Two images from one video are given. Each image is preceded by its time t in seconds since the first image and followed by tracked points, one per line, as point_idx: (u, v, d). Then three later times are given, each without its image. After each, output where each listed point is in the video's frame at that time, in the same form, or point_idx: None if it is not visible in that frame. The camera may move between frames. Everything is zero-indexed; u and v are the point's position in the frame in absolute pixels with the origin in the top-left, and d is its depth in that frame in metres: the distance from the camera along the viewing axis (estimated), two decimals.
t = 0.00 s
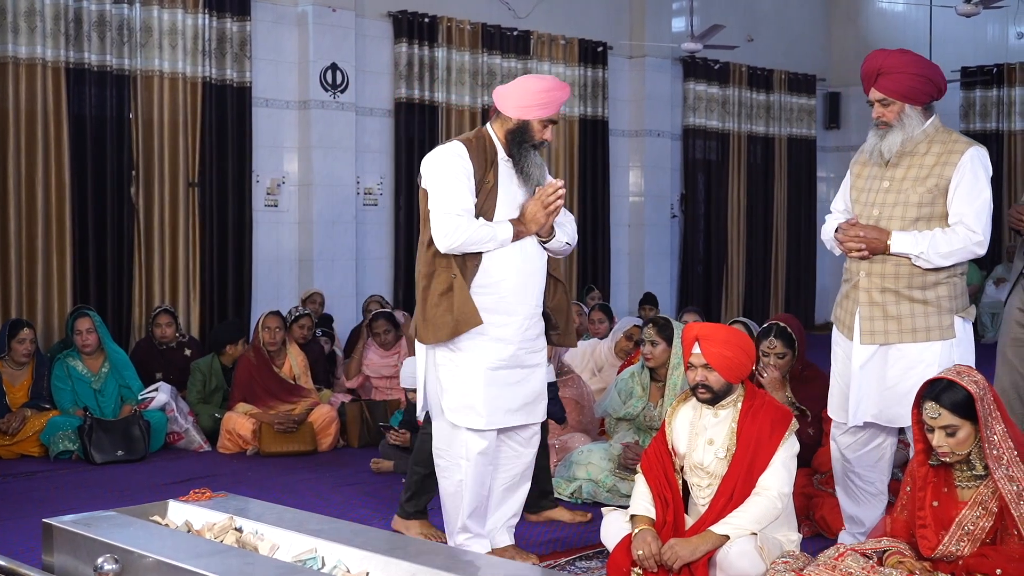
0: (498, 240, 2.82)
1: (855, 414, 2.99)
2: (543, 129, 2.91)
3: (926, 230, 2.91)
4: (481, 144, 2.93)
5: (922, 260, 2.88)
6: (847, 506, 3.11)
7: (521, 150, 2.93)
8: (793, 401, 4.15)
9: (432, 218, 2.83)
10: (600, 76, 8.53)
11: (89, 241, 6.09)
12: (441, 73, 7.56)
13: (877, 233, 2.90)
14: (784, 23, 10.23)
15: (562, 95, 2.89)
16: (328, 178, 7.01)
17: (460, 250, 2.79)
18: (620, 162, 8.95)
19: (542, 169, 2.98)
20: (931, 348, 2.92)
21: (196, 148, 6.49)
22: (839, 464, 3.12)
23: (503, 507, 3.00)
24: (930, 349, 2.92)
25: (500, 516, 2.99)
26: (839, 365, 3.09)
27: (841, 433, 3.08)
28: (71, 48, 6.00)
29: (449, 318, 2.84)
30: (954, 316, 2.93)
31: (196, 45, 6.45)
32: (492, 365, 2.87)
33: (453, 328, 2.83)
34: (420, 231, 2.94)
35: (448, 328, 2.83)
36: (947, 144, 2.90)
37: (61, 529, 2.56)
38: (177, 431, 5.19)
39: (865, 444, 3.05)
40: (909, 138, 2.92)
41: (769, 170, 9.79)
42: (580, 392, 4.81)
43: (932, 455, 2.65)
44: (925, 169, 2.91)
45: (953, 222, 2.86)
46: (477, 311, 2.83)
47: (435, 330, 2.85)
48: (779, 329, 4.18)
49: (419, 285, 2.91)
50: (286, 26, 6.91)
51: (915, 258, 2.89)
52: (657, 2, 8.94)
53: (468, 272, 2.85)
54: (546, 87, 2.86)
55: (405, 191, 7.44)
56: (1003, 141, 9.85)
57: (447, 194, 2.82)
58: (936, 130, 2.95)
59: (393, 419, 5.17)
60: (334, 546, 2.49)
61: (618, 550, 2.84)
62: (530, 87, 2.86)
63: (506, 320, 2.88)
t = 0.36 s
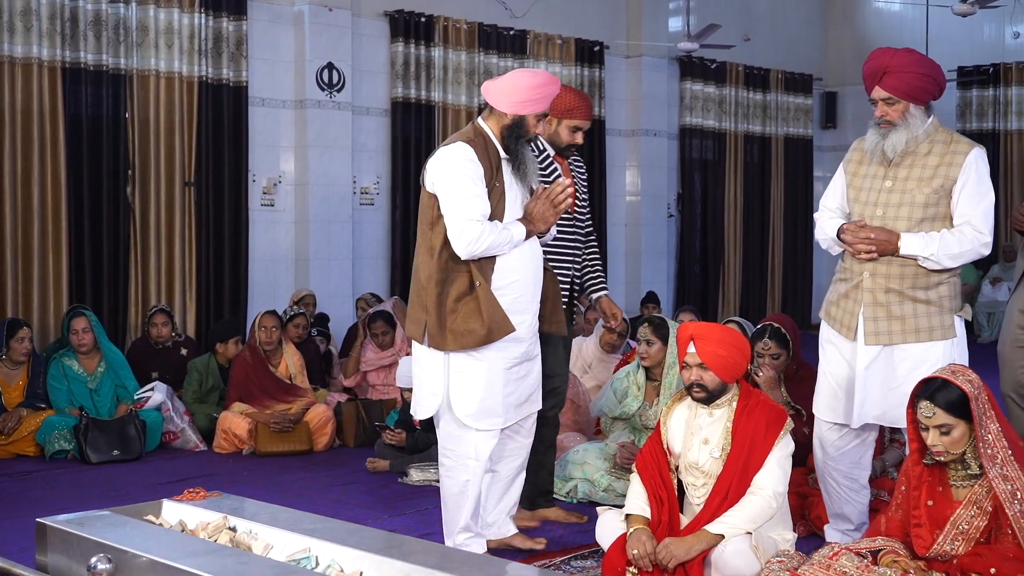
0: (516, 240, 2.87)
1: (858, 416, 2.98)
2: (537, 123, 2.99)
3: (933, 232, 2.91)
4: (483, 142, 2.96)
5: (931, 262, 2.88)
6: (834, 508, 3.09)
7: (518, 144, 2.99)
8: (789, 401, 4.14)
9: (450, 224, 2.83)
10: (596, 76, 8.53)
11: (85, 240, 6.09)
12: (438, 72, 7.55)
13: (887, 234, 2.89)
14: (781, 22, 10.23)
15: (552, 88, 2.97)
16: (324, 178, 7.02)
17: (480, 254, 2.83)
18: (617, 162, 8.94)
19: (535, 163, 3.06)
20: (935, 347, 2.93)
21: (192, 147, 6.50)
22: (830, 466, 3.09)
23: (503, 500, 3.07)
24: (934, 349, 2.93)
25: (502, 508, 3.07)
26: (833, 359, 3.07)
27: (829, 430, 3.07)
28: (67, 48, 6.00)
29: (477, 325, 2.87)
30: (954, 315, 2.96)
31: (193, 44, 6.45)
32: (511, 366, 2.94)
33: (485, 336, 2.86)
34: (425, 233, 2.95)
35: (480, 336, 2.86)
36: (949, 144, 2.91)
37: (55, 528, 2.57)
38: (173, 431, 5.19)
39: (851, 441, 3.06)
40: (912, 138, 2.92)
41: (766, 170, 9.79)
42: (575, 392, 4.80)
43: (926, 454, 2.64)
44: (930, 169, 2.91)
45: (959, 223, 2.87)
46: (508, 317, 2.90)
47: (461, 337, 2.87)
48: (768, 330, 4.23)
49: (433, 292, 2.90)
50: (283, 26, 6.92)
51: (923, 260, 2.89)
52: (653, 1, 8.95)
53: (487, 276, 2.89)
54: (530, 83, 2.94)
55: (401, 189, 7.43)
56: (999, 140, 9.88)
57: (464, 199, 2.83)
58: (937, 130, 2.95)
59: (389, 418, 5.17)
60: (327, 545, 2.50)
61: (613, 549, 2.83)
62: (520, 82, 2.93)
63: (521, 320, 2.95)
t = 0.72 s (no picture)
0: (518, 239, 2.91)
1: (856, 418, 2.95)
2: (537, 125, 3.03)
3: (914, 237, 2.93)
4: (485, 142, 2.98)
5: (921, 267, 2.90)
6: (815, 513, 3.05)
7: (516, 145, 3.03)
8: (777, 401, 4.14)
9: (454, 222, 2.85)
10: (587, 76, 8.52)
11: (75, 241, 6.08)
12: (428, 73, 7.54)
13: (882, 253, 2.87)
14: (772, 22, 10.25)
15: (551, 91, 2.99)
16: (314, 178, 7.02)
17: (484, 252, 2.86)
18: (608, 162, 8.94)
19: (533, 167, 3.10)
20: (919, 342, 2.95)
21: (183, 148, 6.50)
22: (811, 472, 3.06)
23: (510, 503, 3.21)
24: (919, 344, 2.95)
25: (512, 510, 3.22)
26: (818, 361, 3.02)
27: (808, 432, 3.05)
28: (57, 48, 5.99)
29: (482, 323, 2.90)
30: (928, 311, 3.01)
31: (183, 44, 6.44)
32: (512, 365, 2.98)
33: (490, 333, 2.89)
34: (425, 233, 2.97)
35: (485, 332, 2.89)
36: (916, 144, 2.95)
37: (42, 529, 2.56)
38: (162, 432, 5.18)
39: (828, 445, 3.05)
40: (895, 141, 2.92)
41: (756, 170, 9.81)
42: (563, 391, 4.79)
43: (915, 454, 2.65)
44: (902, 169, 2.93)
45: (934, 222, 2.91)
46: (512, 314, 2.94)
47: (465, 335, 2.90)
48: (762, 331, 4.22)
49: (437, 291, 2.92)
50: (273, 26, 6.92)
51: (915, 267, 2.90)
52: (643, 2, 8.96)
53: (490, 274, 2.94)
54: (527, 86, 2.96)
55: (392, 189, 7.43)
56: (988, 142, 9.93)
57: (469, 198, 2.85)
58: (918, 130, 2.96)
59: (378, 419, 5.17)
60: (315, 546, 2.50)
61: (603, 549, 2.83)
62: (519, 84, 2.95)
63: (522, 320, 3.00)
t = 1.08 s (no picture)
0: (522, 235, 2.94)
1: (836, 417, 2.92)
2: (540, 129, 3.05)
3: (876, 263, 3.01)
4: (491, 142, 3.01)
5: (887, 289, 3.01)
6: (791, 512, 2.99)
7: (521, 147, 3.04)
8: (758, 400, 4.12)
9: (459, 215, 2.87)
10: (572, 77, 8.52)
11: (59, 241, 6.06)
12: (414, 73, 7.54)
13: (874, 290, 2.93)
14: (756, 23, 10.29)
15: (558, 97, 3.02)
16: (299, 178, 7.02)
17: (489, 246, 2.88)
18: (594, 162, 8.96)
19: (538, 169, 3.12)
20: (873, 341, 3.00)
21: (167, 147, 6.48)
22: (786, 471, 2.98)
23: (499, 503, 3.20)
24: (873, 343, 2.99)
25: (498, 513, 3.22)
26: (785, 365, 2.96)
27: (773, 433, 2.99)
28: (40, 47, 5.96)
29: (486, 315, 2.91)
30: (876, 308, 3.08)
31: (167, 44, 6.42)
32: (515, 361, 2.99)
33: (495, 326, 2.90)
34: (430, 230, 2.98)
35: (489, 325, 2.90)
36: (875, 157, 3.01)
37: (23, 530, 2.56)
38: (146, 433, 5.17)
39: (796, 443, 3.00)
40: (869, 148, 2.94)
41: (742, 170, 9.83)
42: (548, 391, 4.78)
43: (897, 453, 2.65)
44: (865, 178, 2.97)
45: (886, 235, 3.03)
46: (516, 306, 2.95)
47: (469, 328, 2.91)
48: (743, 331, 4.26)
49: (442, 285, 2.93)
50: (258, 26, 6.91)
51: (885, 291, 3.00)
52: (628, 2, 8.98)
53: (495, 268, 2.95)
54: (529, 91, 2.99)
55: (377, 189, 7.43)
56: (972, 142, 9.90)
57: (475, 191, 2.88)
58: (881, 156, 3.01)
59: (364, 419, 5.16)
60: (298, 547, 2.50)
61: (586, 549, 2.83)
62: (525, 89, 2.99)
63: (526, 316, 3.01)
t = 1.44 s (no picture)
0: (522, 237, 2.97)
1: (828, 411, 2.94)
2: (538, 132, 3.07)
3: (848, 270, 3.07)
4: (491, 143, 3.04)
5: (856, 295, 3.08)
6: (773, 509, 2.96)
7: (517, 149, 3.07)
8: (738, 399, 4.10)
9: (462, 215, 2.90)
10: (554, 76, 8.51)
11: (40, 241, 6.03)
12: (396, 72, 7.53)
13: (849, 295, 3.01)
14: (738, 23, 10.32)
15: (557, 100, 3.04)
16: (281, 177, 7.01)
17: (490, 245, 2.91)
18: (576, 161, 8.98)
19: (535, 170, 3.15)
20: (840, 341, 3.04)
21: (148, 146, 6.46)
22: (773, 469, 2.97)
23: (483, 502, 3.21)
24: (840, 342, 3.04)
25: (481, 512, 3.22)
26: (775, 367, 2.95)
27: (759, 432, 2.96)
28: (20, 45, 5.93)
29: (487, 312, 2.94)
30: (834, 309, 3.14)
31: (148, 43, 6.40)
32: (514, 360, 3.01)
33: (498, 322, 2.93)
34: (433, 228, 2.99)
35: (492, 321, 2.93)
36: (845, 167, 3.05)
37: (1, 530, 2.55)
38: (127, 432, 5.16)
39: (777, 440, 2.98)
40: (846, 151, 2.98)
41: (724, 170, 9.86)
42: (530, 391, 4.78)
43: (877, 452, 2.66)
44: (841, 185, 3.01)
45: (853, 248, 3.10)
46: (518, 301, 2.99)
47: (471, 324, 2.93)
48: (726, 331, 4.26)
49: (444, 282, 2.94)
50: (239, 25, 6.89)
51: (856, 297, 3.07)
52: (611, 2, 8.99)
53: (496, 266, 2.98)
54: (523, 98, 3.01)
55: (359, 189, 7.42)
56: (953, 142, 9.94)
57: (477, 190, 2.90)
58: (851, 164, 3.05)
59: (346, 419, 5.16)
60: (278, 546, 2.49)
61: (568, 548, 2.83)
62: (522, 93, 3.01)
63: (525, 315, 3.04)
